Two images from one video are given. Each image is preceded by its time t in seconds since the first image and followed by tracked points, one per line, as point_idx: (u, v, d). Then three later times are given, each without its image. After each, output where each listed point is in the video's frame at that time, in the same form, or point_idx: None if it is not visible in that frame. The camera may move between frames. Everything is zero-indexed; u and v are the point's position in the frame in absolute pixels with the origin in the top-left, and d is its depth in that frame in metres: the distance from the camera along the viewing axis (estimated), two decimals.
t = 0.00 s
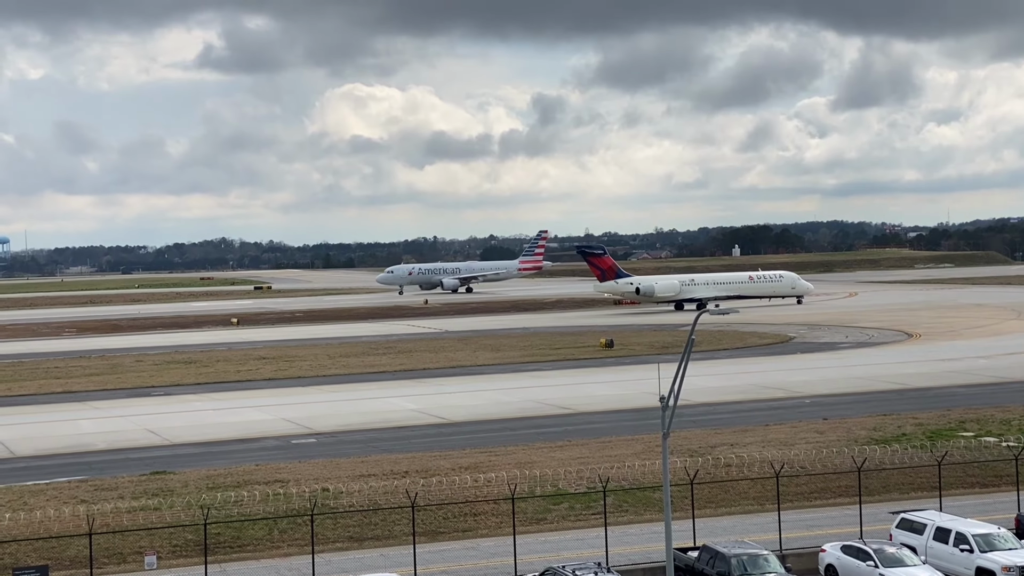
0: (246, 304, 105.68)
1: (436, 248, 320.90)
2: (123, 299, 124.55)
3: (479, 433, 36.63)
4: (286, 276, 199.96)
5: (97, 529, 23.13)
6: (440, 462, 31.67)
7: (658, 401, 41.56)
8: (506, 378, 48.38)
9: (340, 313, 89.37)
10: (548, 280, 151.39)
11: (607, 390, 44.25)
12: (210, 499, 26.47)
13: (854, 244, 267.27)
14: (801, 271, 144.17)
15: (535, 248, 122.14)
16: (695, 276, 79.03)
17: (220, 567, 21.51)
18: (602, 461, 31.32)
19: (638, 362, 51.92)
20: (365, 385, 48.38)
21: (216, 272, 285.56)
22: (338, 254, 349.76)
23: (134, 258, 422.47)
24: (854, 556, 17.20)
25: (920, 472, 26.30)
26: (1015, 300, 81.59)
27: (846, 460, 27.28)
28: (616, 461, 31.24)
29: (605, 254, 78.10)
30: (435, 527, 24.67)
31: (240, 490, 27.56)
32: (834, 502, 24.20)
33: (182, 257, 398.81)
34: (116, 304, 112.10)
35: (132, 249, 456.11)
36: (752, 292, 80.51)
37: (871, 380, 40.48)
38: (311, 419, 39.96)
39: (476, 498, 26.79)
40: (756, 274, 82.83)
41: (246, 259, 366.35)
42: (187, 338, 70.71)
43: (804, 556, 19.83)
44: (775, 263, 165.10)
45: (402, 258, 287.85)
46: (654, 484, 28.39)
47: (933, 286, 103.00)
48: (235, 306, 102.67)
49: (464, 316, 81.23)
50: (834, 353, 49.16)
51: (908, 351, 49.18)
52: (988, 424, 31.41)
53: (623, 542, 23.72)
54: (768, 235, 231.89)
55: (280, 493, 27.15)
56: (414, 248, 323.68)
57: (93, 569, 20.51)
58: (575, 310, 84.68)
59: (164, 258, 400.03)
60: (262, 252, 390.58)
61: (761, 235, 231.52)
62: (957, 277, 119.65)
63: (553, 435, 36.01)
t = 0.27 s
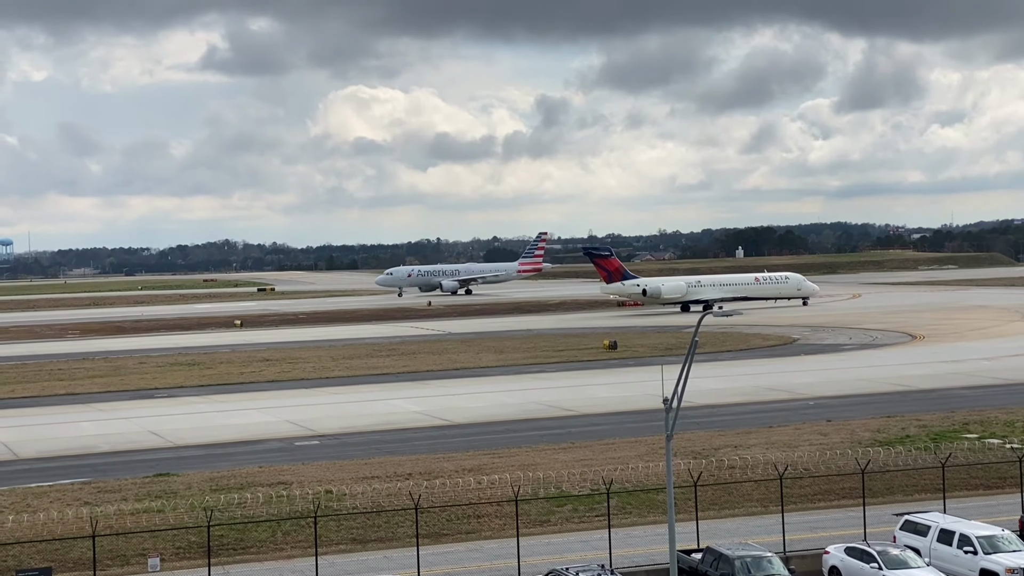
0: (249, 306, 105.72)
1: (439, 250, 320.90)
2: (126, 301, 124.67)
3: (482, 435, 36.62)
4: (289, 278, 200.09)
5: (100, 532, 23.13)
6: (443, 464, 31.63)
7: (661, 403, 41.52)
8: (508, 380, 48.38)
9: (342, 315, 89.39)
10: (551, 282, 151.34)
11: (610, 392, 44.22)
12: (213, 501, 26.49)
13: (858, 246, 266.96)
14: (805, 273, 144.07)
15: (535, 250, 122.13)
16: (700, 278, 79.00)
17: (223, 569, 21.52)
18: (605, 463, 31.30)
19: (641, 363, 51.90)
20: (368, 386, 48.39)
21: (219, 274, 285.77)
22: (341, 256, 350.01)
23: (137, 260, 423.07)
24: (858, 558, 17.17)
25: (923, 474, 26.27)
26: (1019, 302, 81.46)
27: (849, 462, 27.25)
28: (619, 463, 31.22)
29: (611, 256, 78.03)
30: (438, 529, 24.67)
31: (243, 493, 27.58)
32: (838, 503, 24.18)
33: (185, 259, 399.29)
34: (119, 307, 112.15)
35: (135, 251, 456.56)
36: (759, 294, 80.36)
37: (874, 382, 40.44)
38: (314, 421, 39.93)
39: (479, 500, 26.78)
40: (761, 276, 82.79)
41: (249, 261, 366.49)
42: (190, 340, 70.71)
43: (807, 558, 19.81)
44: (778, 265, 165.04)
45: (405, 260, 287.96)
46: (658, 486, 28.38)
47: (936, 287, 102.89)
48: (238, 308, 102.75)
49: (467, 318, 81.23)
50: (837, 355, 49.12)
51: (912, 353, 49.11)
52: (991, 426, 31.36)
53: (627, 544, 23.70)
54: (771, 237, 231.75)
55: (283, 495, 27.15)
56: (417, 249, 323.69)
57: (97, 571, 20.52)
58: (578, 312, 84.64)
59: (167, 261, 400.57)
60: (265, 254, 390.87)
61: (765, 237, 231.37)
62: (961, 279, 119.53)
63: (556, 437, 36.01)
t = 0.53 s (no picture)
0: (255, 307, 105.94)
1: (444, 251, 321.19)
2: (133, 302, 125.09)
3: (488, 436, 36.65)
4: (295, 279, 200.44)
5: (106, 533, 23.21)
6: (449, 466, 31.70)
7: (666, 404, 41.52)
8: (514, 381, 48.42)
9: (348, 316, 89.54)
10: (557, 283, 151.42)
11: (616, 393, 44.24)
12: (219, 502, 26.55)
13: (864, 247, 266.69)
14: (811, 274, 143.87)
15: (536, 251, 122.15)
16: (709, 280, 79.09)
17: (229, 570, 21.57)
18: (611, 464, 31.32)
19: (646, 365, 51.90)
20: (373, 388, 48.47)
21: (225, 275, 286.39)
22: (347, 258, 350.44)
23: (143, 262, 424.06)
24: (864, 559, 17.17)
25: (929, 475, 26.23)
26: None
27: (855, 463, 27.23)
28: (625, 464, 31.24)
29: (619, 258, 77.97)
30: (444, 530, 24.70)
31: (249, 494, 27.64)
32: (844, 505, 24.16)
33: (191, 261, 400.18)
34: (125, 308, 112.50)
35: (142, 252, 457.83)
36: (768, 295, 80.40)
37: (881, 384, 40.38)
38: (320, 422, 40.04)
39: (485, 501, 26.81)
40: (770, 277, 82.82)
41: (255, 263, 367.25)
42: (196, 342, 70.91)
43: (813, 559, 19.80)
44: (784, 266, 164.88)
45: (410, 262, 288.25)
46: (663, 487, 28.40)
47: (943, 289, 102.66)
48: (244, 310, 102.95)
49: (472, 319, 81.29)
50: (843, 356, 49.06)
51: (918, 354, 49.04)
52: (997, 428, 31.31)
53: (633, 545, 23.72)
54: (777, 238, 231.55)
55: (289, 497, 27.21)
56: (422, 250, 323.97)
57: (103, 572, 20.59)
58: (583, 313, 84.66)
59: (173, 262, 401.38)
60: (271, 255, 391.55)
61: (770, 239, 231.15)
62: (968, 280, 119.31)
63: (561, 438, 36.03)
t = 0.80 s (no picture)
0: (263, 308, 106.24)
1: (453, 253, 321.47)
2: (142, 303, 125.63)
3: (496, 438, 36.69)
4: (304, 281, 200.99)
5: (115, 533, 23.30)
6: (457, 467, 31.75)
7: (675, 405, 41.48)
8: (522, 383, 48.45)
9: (356, 317, 89.73)
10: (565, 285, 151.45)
11: (624, 395, 44.23)
12: (227, 502, 26.64)
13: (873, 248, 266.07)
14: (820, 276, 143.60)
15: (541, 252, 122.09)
16: (721, 281, 79.03)
17: (237, 571, 21.63)
18: (619, 466, 31.32)
19: (655, 366, 51.87)
20: (382, 389, 48.56)
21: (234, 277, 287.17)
22: (356, 259, 351.18)
23: (152, 263, 425.40)
24: (873, 562, 17.14)
25: (938, 478, 26.17)
26: None
27: (864, 465, 27.18)
28: (634, 466, 31.23)
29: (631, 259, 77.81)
30: (452, 531, 24.72)
31: (258, 495, 27.72)
32: (853, 507, 24.11)
33: (200, 262, 401.51)
34: (135, 309, 112.89)
35: (151, 253, 459.29)
36: (780, 297, 80.31)
37: (890, 385, 40.28)
38: (328, 423, 40.12)
39: (493, 502, 26.85)
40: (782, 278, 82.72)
41: (264, 263, 368.32)
42: (205, 343, 71.13)
43: (822, 561, 19.76)
44: (793, 268, 164.63)
45: (419, 263, 288.65)
46: (672, 489, 28.39)
47: (954, 291, 102.33)
48: (253, 311, 103.22)
49: (480, 321, 81.38)
50: (852, 358, 48.96)
51: (928, 356, 48.92)
52: (1007, 430, 31.20)
53: (641, 547, 23.72)
54: (786, 240, 231.17)
55: (298, 497, 27.26)
56: (431, 252, 324.35)
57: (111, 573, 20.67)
58: (592, 315, 84.64)
59: (183, 263, 402.92)
60: (280, 257, 392.38)
61: (779, 241, 230.75)
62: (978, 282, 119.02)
63: (569, 439, 36.05)
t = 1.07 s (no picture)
0: (276, 309, 106.60)
1: (466, 254, 321.87)
2: (155, 303, 126.18)
3: (508, 438, 36.76)
4: (316, 282, 201.50)
5: (129, 533, 23.47)
6: (470, 467, 31.83)
7: (688, 407, 41.46)
8: (535, 384, 48.53)
9: (369, 318, 89.97)
10: (578, 287, 151.44)
11: (637, 396, 44.23)
12: (241, 502, 26.81)
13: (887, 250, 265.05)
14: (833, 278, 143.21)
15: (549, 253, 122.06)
16: (736, 283, 78.95)
17: (250, 571, 21.78)
18: (632, 467, 31.34)
19: (667, 368, 51.86)
20: (394, 389, 48.72)
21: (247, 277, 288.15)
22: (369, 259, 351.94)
23: (166, 263, 427.22)
24: (886, 563, 17.12)
25: (951, 480, 26.12)
26: None
27: (877, 467, 27.13)
28: (647, 467, 31.25)
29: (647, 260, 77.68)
30: (464, 532, 24.81)
31: (271, 494, 27.89)
32: (866, 509, 24.08)
33: (214, 262, 403.01)
34: (149, 309, 113.46)
35: (166, 254, 461.44)
36: (797, 298, 80.15)
37: (904, 387, 40.19)
38: (341, 424, 40.26)
39: (505, 503, 26.94)
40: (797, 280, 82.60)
41: (277, 264, 369.47)
42: (219, 343, 71.42)
43: (835, 563, 19.75)
44: (806, 270, 163.96)
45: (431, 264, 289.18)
46: (685, 490, 28.41)
47: (967, 293, 101.88)
48: (266, 311, 103.64)
49: (493, 322, 81.53)
50: (865, 360, 48.85)
51: (941, 358, 48.76)
52: (1021, 432, 31.09)
53: (654, 548, 23.74)
54: (799, 242, 230.53)
55: (311, 498, 27.41)
56: (444, 253, 324.79)
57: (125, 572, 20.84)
58: (604, 316, 84.65)
59: (196, 263, 404.58)
60: (293, 257, 393.70)
61: (792, 243, 230.15)
62: (992, 284, 118.52)
63: (581, 441, 36.09)
